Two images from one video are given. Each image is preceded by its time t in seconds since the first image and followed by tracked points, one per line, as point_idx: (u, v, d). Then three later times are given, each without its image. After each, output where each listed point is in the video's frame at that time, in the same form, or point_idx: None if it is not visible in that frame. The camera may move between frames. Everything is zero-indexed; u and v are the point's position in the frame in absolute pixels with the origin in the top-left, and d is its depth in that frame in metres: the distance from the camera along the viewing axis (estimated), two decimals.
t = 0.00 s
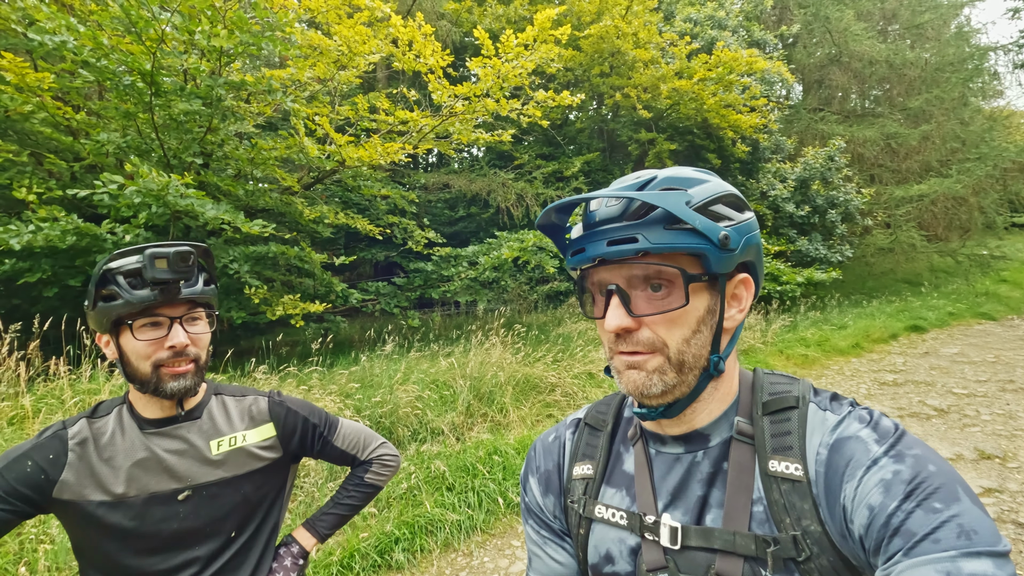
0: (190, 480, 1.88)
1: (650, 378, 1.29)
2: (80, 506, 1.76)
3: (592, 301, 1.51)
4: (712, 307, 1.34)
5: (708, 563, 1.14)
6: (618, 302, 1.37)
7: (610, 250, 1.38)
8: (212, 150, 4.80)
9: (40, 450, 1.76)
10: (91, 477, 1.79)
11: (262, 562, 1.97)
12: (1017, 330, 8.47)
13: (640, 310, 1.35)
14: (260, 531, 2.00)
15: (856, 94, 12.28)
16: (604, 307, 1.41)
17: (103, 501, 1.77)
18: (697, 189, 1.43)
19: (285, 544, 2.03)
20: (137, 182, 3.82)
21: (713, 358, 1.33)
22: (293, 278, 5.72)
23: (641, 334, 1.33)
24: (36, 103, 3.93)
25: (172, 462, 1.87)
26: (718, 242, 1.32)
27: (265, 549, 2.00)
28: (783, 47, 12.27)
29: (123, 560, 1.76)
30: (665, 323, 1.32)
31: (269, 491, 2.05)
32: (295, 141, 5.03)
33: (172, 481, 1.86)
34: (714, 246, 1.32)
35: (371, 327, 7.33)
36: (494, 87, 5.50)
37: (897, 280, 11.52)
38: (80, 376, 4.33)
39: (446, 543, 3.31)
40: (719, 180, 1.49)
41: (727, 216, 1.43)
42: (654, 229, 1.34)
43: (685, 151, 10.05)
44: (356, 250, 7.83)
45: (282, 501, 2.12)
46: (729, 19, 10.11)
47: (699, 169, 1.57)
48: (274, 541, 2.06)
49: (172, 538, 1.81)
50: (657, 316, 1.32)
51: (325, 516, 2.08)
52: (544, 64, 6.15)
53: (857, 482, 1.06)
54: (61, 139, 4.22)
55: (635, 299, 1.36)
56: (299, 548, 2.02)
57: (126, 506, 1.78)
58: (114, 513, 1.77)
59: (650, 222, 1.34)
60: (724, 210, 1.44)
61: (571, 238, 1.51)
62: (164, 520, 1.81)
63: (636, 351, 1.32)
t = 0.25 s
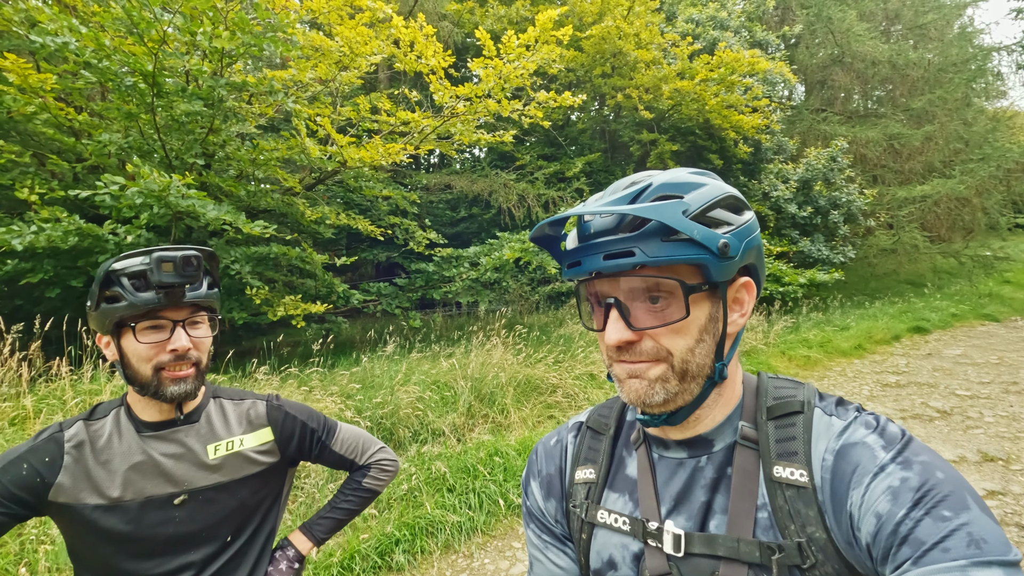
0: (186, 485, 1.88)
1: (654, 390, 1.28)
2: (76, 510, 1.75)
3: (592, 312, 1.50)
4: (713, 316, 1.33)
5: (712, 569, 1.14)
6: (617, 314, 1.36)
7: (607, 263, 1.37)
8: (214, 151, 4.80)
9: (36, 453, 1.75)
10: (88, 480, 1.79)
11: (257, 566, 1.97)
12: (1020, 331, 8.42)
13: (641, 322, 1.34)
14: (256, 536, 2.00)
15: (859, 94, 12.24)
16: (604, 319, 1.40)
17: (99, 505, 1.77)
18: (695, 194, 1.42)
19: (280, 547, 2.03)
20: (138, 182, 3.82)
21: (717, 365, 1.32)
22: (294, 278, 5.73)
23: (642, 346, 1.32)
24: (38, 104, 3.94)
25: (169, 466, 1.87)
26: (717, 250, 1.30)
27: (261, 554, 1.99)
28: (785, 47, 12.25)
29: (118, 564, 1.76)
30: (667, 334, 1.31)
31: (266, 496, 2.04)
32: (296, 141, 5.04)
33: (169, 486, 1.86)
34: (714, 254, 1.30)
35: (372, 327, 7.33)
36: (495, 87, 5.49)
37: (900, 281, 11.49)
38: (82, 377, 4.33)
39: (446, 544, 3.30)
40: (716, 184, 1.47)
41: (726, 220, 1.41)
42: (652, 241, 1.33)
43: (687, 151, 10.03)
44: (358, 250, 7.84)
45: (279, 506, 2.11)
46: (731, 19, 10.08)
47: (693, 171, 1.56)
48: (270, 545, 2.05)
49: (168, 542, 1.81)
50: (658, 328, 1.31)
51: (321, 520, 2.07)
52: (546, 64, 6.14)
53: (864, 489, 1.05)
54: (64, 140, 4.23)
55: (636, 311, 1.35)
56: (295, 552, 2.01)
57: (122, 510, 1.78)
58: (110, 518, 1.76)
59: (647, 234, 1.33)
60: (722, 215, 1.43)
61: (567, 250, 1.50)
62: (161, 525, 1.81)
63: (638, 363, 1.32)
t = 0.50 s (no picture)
0: (188, 482, 1.88)
1: (654, 391, 1.28)
2: (78, 506, 1.76)
3: (590, 311, 1.50)
4: (711, 315, 1.33)
5: (711, 564, 1.13)
6: (615, 316, 1.36)
7: (603, 266, 1.36)
8: (217, 151, 4.81)
9: (40, 448, 1.76)
10: (90, 477, 1.79)
11: (257, 565, 1.97)
12: None
13: (640, 323, 1.33)
14: (257, 535, 2.00)
15: (862, 94, 12.22)
16: (603, 320, 1.40)
17: (101, 501, 1.77)
18: (691, 192, 1.41)
19: (281, 546, 2.03)
20: (141, 182, 3.83)
21: (716, 363, 1.32)
22: (297, 278, 5.74)
23: (641, 347, 1.32)
24: (42, 105, 3.95)
25: (171, 463, 1.87)
26: (713, 250, 1.29)
27: (262, 552, 1.99)
28: (787, 48, 12.23)
29: (118, 560, 1.76)
30: (665, 335, 1.31)
31: (268, 495, 2.04)
32: (299, 141, 5.04)
33: (170, 483, 1.86)
34: (711, 253, 1.30)
35: (374, 327, 7.34)
36: (497, 87, 5.49)
37: (903, 281, 11.46)
38: (85, 376, 4.35)
39: (447, 544, 3.30)
40: (713, 179, 1.46)
41: (723, 218, 1.40)
42: (648, 242, 1.32)
43: (690, 152, 10.02)
44: (360, 250, 7.85)
45: (280, 504, 2.11)
46: (733, 20, 10.07)
47: (691, 167, 1.55)
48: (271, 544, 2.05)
49: (169, 539, 1.81)
50: (657, 329, 1.31)
51: (322, 519, 2.07)
52: (548, 64, 6.13)
53: (864, 484, 1.05)
54: (68, 141, 4.24)
55: (634, 312, 1.35)
56: (296, 550, 2.02)
57: (123, 506, 1.78)
58: (111, 514, 1.76)
59: (643, 235, 1.32)
60: (720, 212, 1.42)
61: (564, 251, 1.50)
62: (162, 521, 1.81)
63: (636, 364, 1.31)
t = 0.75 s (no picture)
0: (190, 481, 1.88)
1: (655, 395, 1.27)
2: (80, 505, 1.76)
3: (590, 314, 1.49)
4: (712, 318, 1.32)
5: (713, 565, 1.13)
6: (615, 320, 1.36)
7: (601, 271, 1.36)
8: (219, 152, 4.81)
9: (42, 447, 1.76)
10: (92, 476, 1.79)
11: (260, 566, 1.96)
12: None
13: (640, 327, 1.32)
14: (259, 535, 1.99)
15: (864, 95, 12.19)
16: (603, 324, 1.40)
17: (103, 500, 1.77)
18: (691, 195, 1.40)
19: (284, 547, 2.03)
20: (144, 183, 3.83)
21: (718, 366, 1.31)
22: (299, 279, 5.75)
23: (641, 352, 1.31)
24: (45, 106, 3.95)
25: (173, 462, 1.87)
26: (713, 254, 1.28)
27: (265, 552, 1.99)
28: (790, 48, 12.22)
29: (120, 560, 1.76)
30: (665, 339, 1.30)
31: (270, 495, 2.04)
32: (301, 142, 5.04)
33: (172, 482, 1.86)
34: (711, 258, 1.29)
35: (376, 328, 7.34)
36: (499, 88, 5.48)
37: (905, 282, 11.44)
38: (87, 376, 4.35)
39: (449, 545, 3.29)
40: (714, 181, 1.44)
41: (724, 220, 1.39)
42: (648, 247, 1.32)
43: (692, 153, 10.01)
44: (362, 251, 7.86)
45: (282, 505, 2.11)
46: (736, 20, 10.06)
47: (692, 168, 1.53)
48: (274, 544, 2.05)
49: (171, 538, 1.81)
50: (657, 333, 1.30)
51: (325, 520, 2.07)
52: (550, 65, 6.12)
53: (865, 485, 1.04)
54: (71, 141, 4.25)
55: (633, 316, 1.34)
56: (300, 551, 2.02)
57: (125, 506, 1.78)
58: (113, 513, 1.76)
59: (641, 240, 1.32)
60: (720, 215, 1.41)
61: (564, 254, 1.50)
62: (164, 521, 1.81)
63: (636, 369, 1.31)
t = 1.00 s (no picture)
0: (192, 482, 1.87)
1: (653, 397, 1.27)
2: (82, 506, 1.75)
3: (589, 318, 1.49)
4: (711, 322, 1.31)
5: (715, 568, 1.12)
6: (614, 324, 1.36)
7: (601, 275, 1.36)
8: (221, 152, 4.82)
9: (44, 447, 1.76)
10: (94, 476, 1.79)
11: (263, 568, 1.96)
12: None
13: (639, 332, 1.32)
14: (262, 537, 1.99)
15: (866, 95, 12.16)
16: (603, 329, 1.39)
17: (105, 501, 1.77)
18: (690, 198, 1.40)
19: (286, 548, 2.02)
20: (146, 184, 3.84)
21: (718, 370, 1.30)
22: (301, 279, 5.75)
23: (640, 356, 1.31)
24: (48, 106, 3.95)
25: (175, 463, 1.87)
26: (713, 258, 1.29)
27: (267, 554, 1.98)
28: (792, 48, 12.22)
29: (122, 562, 1.75)
30: (663, 344, 1.30)
31: (272, 496, 2.03)
32: (303, 143, 5.04)
33: (175, 484, 1.86)
34: (710, 262, 1.29)
35: (378, 328, 7.34)
36: (501, 88, 5.47)
37: (907, 283, 11.43)
38: (89, 376, 4.35)
39: (451, 545, 3.28)
40: (713, 184, 1.44)
41: (724, 223, 1.39)
42: (646, 252, 1.32)
43: (693, 153, 10.01)
44: (363, 251, 7.87)
45: (284, 506, 2.10)
46: (737, 21, 10.04)
47: (690, 170, 1.53)
48: (276, 546, 2.04)
49: (173, 540, 1.81)
50: (654, 339, 1.30)
51: (328, 522, 2.07)
52: (552, 65, 6.12)
53: (868, 488, 1.04)
54: (73, 142, 4.26)
55: (632, 321, 1.34)
56: (301, 553, 2.01)
57: (127, 507, 1.78)
58: (115, 514, 1.76)
59: (641, 244, 1.31)
60: (720, 217, 1.40)
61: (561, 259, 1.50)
62: (166, 523, 1.81)
63: (635, 373, 1.31)
